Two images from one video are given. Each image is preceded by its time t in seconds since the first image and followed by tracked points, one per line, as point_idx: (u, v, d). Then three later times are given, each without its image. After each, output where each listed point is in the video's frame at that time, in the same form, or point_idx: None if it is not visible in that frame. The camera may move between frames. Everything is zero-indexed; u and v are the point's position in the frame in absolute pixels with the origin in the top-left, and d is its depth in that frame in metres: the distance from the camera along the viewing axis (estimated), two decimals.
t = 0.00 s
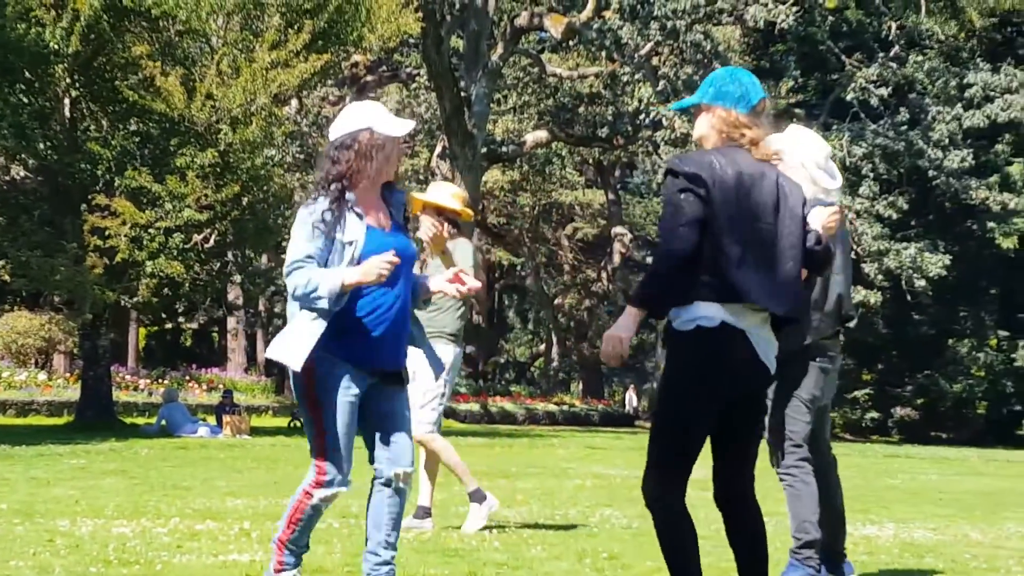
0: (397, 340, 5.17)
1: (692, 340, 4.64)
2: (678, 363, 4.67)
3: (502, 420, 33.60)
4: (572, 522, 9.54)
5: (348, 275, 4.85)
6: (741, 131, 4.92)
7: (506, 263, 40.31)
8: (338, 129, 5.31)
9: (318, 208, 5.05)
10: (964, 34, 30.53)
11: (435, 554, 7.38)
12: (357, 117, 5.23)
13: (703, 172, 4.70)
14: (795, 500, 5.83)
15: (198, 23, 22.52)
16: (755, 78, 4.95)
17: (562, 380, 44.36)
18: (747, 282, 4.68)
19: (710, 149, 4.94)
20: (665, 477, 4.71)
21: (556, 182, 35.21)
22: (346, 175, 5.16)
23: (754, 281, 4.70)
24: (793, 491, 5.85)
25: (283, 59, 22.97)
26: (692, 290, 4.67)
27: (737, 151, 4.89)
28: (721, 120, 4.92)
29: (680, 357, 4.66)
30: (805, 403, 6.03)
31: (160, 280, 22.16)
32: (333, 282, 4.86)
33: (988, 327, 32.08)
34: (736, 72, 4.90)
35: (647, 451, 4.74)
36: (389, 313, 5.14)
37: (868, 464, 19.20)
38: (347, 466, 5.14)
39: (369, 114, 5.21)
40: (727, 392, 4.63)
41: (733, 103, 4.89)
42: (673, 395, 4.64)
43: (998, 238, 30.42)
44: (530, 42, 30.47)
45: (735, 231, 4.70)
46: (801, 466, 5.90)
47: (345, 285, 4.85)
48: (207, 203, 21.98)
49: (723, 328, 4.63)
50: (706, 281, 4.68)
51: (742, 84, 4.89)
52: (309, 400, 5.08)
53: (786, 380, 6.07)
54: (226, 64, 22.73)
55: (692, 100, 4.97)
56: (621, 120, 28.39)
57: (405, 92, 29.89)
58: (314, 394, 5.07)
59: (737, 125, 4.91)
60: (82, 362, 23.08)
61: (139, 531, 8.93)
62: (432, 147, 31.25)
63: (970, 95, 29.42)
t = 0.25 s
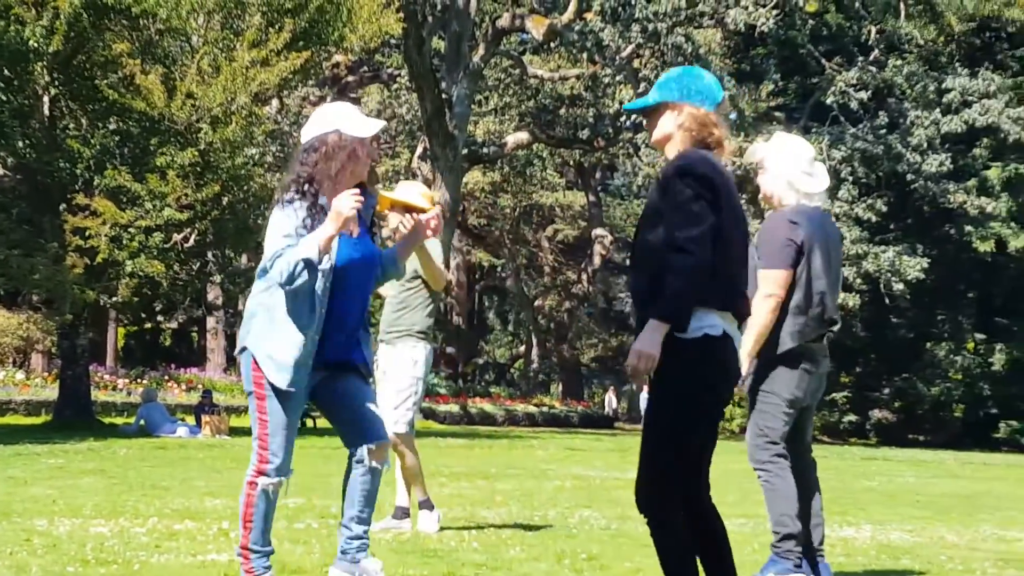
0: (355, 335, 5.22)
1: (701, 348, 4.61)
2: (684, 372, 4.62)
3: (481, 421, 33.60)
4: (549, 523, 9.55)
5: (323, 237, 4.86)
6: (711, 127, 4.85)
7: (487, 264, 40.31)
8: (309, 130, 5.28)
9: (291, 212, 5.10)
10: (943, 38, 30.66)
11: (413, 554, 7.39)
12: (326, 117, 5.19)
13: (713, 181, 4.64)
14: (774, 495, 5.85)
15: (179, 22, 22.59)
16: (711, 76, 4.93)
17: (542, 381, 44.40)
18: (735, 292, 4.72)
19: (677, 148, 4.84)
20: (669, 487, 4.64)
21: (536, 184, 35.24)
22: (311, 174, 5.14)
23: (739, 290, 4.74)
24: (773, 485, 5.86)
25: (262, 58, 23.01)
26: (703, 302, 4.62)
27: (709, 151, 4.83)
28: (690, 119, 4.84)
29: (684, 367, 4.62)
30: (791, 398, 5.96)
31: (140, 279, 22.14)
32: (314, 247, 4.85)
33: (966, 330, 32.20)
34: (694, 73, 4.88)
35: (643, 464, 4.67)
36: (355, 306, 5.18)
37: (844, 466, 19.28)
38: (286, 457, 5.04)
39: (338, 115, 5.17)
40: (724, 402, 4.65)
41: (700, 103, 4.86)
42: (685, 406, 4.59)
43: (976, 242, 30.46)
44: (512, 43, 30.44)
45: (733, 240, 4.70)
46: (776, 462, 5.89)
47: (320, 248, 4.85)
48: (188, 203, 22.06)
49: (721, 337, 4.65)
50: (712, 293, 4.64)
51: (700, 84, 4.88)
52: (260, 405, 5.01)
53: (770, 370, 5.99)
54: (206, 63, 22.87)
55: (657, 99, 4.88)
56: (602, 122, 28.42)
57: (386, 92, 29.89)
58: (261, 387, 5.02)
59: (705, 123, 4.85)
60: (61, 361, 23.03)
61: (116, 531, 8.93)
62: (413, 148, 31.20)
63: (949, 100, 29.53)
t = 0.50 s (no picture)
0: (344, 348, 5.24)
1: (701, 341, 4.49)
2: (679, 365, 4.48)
3: (466, 417, 33.59)
4: (534, 519, 9.54)
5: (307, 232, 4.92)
6: (682, 118, 4.78)
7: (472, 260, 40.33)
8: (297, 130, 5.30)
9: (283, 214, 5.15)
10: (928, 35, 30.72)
11: (399, 550, 7.38)
12: (312, 119, 5.19)
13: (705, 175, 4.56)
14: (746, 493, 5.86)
15: (164, 17, 22.66)
16: (685, 65, 4.85)
17: (527, 377, 44.39)
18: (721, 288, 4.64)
19: (651, 138, 4.77)
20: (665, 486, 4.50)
21: (521, 180, 35.26)
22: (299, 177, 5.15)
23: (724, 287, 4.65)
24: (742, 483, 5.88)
25: (246, 53, 23.04)
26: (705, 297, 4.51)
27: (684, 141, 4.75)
28: (663, 108, 4.76)
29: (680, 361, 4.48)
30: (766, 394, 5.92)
31: (125, 275, 21.92)
32: (294, 247, 4.90)
33: (952, 325, 32.45)
34: (669, 60, 4.80)
35: (634, 463, 4.51)
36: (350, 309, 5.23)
37: (829, 462, 19.31)
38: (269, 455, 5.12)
39: (323, 120, 5.16)
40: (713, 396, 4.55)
41: (674, 91, 4.77)
42: (681, 402, 4.45)
43: (960, 238, 30.57)
44: (496, 39, 30.50)
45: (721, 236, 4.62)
46: (744, 461, 5.90)
47: (300, 244, 4.92)
48: (174, 199, 21.83)
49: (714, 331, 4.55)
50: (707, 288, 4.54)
51: (676, 72, 4.79)
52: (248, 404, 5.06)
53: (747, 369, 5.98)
54: (191, 58, 22.91)
55: (632, 84, 4.78)
56: (588, 118, 28.40)
57: (371, 87, 29.87)
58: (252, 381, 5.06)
59: (678, 113, 4.78)
60: (45, 357, 22.94)
61: (101, 527, 8.89)
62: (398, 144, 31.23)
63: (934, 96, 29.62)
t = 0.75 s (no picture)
0: (360, 334, 5.57)
1: (676, 337, 4.61)
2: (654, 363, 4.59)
3: (458, 413, 33.59)
4: (527, 514, 9.56)
5: (318, 223, 5.23)
6: (669, 110, 4.79)
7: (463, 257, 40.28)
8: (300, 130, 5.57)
9: (290, 207, 5.45)
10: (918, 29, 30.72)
11: (392, 546, 7.41)
12: (314, 116, 5.48)
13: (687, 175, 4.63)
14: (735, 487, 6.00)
15: (155, 15, 22.51)
16: (673, 54, 4.86)
17: (520, 373, 44.32)
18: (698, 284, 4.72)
19: (638, 129, 4.79)
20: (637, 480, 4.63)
21: (513, 176, 35.17)
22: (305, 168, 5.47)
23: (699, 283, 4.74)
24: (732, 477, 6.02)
25: (235, 50, 22.93)
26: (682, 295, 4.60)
27: (669, 134, 4.78)
28: (648, 99, 4.78)
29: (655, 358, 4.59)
30: (760, 388, 6.02)
31: (117, 272, 21.92)
32: (302, 237, 5.20)
33: (943, 320, 32.70)
34: (659, 49, 4.81)
35: (609, 455, 4.63)
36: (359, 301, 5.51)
37: (822, 457, 19.32)
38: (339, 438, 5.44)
39: (325, 113, 5.45)
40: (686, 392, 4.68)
41: (663, 83, 4.79)
42: (657, 396, 4.58)
43: (952, 232, 30.60)
44: (487, 35, 30.36)
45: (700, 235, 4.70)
46: (735, 457, 6.03)
47: (305, 242, 5.21)
48: (165, 196, 21.92)
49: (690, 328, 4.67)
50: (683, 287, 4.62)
51: (665, 61, 4.81)
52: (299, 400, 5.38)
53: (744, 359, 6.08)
54: (181, 55, 22.86)
55: (622, 72, 4.79)
56: (579, 114, 28.33)
57: (361, 84, 29.77)
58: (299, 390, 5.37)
59: (664, 106, 4.79)
60: (37, 355, 22.94)
61: (94, 524, 8.89)
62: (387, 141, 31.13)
63: (926, 91, 29.63)
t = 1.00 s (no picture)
0: (380, 331, 5.49)
1: (654, 337, 4.58)
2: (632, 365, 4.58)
3: (452, 410, 33.60)
4: (519, 511, 9.54)
5: (329, 223, 5.18)
6: (665, 109, 4.80)
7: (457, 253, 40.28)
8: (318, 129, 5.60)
9: (301, 202, 5.46)
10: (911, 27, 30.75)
11: (385, 543, 7.39)
12: (330, 114, 5.50)
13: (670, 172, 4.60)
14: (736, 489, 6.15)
15: (148, 12, 22.55)
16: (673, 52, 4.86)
17: (513, 370, 44.32)
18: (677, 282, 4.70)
19: (632, 126, 4.79)
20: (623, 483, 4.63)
21: (506, 173, 35.17)
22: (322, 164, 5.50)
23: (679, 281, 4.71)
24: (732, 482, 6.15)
25: (229, 46, 23.13)
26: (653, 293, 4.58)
27: (665, 132, 4.78)
28: (645, 97, 4.78)
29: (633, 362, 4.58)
30: (746, 390, 6.09)
31: (111, 269, 21.88)
32: (313, 238, 5.17)
33: (936, 317, 32.70)
34: (657, 47, 4.80)
35: (600, 455, 4.63)
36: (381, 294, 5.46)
37: (815, 454, 19.33)
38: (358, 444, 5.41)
39: (338, 112, 5.47)
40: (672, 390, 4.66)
41: (660, 81, 4.78)
42: (644, 396, 4.57)
43: (945, 229, 30.60)
44: (481, 32, 30.33)
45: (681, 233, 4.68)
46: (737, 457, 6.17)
47: (316, 241, 5.17)
48: (159, 192, 21.97)
49: (673, 326, 4.63)
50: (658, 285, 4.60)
51: (663, 59, 4.81)
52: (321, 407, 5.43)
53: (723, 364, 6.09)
54: (175, 51, 22.95)
55: (618, 69, 4.77)
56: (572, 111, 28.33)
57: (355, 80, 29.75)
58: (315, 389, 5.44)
59: (661, 104, 4.79)
60: (30, 351, 22.94)
61: (88, 521, 8.89)
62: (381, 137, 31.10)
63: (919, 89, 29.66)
